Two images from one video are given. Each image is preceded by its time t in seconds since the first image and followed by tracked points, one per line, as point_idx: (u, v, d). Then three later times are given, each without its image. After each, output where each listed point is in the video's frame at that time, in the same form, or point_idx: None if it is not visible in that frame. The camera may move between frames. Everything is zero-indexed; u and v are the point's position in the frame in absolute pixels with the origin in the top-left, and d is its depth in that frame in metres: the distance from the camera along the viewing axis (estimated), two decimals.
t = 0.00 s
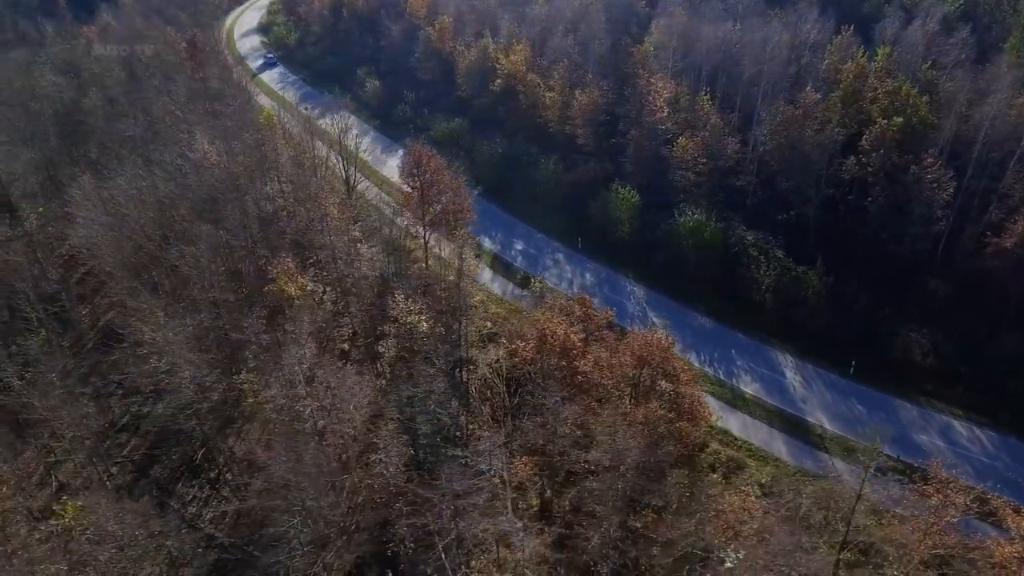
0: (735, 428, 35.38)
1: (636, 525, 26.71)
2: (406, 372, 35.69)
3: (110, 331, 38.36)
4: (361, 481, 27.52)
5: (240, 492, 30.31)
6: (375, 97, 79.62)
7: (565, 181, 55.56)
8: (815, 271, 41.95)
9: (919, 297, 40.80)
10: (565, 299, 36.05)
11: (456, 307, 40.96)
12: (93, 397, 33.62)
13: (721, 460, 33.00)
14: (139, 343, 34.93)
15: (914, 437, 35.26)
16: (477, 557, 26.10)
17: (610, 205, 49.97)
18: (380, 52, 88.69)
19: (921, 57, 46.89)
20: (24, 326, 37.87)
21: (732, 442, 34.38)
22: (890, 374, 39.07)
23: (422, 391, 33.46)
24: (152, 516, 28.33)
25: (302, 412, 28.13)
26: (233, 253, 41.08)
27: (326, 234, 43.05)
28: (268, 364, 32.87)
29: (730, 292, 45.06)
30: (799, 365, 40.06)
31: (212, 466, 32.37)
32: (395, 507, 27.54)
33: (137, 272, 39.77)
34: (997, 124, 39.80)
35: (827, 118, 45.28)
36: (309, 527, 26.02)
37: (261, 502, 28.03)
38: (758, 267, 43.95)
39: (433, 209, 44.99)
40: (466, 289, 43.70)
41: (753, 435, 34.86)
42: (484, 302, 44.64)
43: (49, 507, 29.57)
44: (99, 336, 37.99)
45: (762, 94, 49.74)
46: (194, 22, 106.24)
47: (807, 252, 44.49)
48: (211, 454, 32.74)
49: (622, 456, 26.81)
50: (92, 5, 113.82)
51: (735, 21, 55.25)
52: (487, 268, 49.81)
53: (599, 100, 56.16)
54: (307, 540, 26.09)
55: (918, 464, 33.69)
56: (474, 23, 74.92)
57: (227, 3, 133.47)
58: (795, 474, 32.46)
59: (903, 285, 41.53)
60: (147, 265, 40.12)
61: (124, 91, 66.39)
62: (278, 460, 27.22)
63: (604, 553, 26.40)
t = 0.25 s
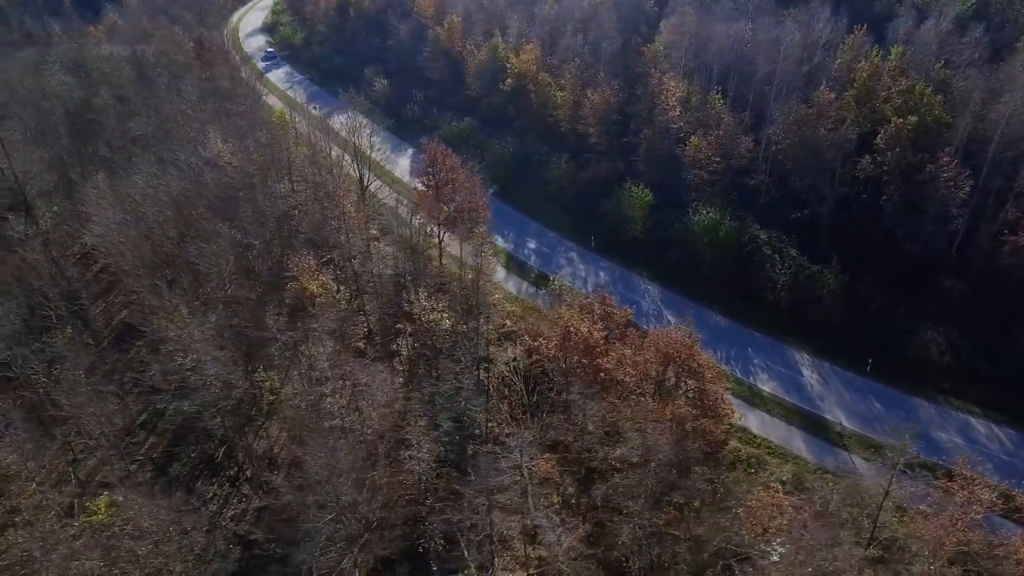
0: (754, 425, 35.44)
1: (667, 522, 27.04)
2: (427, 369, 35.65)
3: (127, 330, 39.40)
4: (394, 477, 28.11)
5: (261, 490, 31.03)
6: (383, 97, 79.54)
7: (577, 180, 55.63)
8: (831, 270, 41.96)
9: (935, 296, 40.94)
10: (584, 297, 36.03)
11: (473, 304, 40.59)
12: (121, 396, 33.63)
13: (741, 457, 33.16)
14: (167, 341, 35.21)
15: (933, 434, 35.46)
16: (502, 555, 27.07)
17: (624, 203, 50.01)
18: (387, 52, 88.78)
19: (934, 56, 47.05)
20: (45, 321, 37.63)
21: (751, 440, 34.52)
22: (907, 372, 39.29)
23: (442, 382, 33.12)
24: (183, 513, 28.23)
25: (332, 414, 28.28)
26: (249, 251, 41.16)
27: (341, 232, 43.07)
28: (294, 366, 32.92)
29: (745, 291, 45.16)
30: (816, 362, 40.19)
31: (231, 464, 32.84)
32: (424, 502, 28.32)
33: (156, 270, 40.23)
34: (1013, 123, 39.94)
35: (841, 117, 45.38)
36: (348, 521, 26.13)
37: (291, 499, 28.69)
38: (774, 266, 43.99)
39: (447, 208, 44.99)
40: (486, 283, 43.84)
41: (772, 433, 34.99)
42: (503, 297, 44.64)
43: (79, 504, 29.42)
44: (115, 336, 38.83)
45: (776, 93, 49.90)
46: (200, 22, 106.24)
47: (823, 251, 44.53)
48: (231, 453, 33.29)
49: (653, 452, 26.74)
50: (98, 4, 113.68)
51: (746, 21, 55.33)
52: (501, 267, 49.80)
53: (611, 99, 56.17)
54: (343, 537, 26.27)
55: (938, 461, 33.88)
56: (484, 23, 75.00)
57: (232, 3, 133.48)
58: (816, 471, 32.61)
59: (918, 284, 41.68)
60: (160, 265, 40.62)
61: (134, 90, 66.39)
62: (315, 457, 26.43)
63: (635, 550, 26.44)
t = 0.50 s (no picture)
0: (772, 423, 35.52)
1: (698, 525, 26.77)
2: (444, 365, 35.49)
3: (144, 329, 39.22)
4: (423, 473, 28.10)
5: (283, 488, 32.01)
6: (391, 96, 79.49)
7: (590, 179, 55.73)
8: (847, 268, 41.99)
9: (952, 292, 41.38)
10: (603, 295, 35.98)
11: (490, 305, 40.86)
12: (148, 391, 32.90)
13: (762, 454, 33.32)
14: (185, 337, 33.82)
15: (951, 432, 35.75)
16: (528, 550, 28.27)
17: (637, 202, 49.94)
18: (394, 51, 88.81)
19: (947, 55, 47.18)
20: (62, 317, 36.90)
21: (771, 437, 34.63)
22: (924, 369, 39.60)
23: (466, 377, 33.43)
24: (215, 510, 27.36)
25: (361, 409, 27.97)
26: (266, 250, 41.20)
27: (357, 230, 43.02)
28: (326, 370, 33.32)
29: (760, 289, 45.36)
30: (833, 360, 40.31)
31: (247, 463, 33.55)
32: (464, 496, 29.06)
33: (173, 266, 39.70)
34: None
35: (856, 115, 45.45)
36: (386, 517, 26.07)
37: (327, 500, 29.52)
38: (789, 263, 43.97)
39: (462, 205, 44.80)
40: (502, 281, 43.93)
41: (791, 431, 35.09)
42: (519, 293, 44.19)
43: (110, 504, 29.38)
44: (131, 332, 38.65)
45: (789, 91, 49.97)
46: (206, 22, 106.12)
47: (838, 249, 44.88)
48: (247, 451, 34.04)
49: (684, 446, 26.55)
50: (103, 4, 113.55)
51: (758, 20, 55.36)
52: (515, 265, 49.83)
53: (625, 97, 56.13)
54: (379, 535, 26.67)
55: (956, 458, 34.21)
56: (492, 23, 75.08)
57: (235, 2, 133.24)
58: (836, 468, 32.90)
59: (935, 280, 42.12)
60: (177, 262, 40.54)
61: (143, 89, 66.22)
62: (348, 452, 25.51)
63: (665, 546, 26.31)
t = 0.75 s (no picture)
0: (791, 421, 35.74)
1: (733, 520, 27.22)
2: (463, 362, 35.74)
3: (157, 328, 39.18)
4: (449, 470, 28.10)
5: (303, 485, 31.90)
6: (399, 95, 79.46)
7: (601, 177, 55.70)
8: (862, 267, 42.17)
9: (967, 290, 41.62)
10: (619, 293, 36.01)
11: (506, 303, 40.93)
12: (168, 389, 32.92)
13: (785, 450, 33.19)
14: (205, 336, 34.17)
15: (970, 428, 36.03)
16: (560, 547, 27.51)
17: (649, 200, 49.81)
18: (401, 51, 88.85)
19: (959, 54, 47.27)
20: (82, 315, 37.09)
21: (790, 434, 34.89)
22: (940, 366, 40.03)
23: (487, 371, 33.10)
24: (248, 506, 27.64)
25: (385, 407, 28.11)
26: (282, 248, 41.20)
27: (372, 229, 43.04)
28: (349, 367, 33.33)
29: (773, 288, 45.57)
30: (849, 359, 40.60)
31: (267, 461, 33.02)
32: (498, 491, 28.56)
33: (188, 266, 39.66)
34: None
35: (870, 114, 45.51)
36: (417, 512, 26.30)
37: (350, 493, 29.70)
38: (804, 262, 44.15)
39: (476, 204, 44.89)
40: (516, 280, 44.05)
41: (809, 428, 35.35)
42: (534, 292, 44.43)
43: (136, 500, 29.21)
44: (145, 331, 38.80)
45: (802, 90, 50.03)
46: (212, 21, 106.04)
47: (851, 247, 44.93)
48: (267, 449, 33.52)
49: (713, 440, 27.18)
50: (109, 4, 113.62)
51: (769, 19, 55.39)
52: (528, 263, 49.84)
53: (636, 96, 56.15)
54: (408, 531, 26.43)
55: (975, 454, 34.52)
56: (500, 22, 75.11)
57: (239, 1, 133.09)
58: (855, 465, 33.27)
59: (949, 278, 42.30)
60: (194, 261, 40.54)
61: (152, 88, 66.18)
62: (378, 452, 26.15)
63: (698, 540, 26.18)
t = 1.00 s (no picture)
0: (807, 419, 36.02)
1: (758, 517, 27.06)
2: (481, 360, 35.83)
3: (174, 326, 39.14)
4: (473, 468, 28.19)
5: (323, 483, 32.21)
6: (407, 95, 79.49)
7: (612, 176, 55.76)
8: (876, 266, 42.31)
9: (980, 288, 41.63)
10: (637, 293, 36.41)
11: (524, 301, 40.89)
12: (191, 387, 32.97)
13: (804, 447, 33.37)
14: (227, 335, 34.33)
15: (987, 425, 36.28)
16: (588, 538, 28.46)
17: (661, 200, 50.07)
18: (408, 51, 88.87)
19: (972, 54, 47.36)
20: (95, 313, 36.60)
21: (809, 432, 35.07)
22: (955, 364, 40.13)
23: (507, 369, 33.24)
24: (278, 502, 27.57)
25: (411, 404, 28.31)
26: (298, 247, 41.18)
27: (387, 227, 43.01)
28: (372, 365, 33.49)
29: (786, 287, 45.85)
30: (864, 357, 40.87)
31: (286, 458, 32.92)
32: (525, 488, 27.95)
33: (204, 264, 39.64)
34: None
35: (883, 113, 45.60)
36: (449, 508, 26.20)
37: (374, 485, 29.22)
38: (818, 261, 44.28)
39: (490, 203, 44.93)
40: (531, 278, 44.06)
41: (827, 426, 35.59)
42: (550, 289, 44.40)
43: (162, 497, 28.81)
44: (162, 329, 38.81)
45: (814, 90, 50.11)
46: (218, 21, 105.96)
47: (865, 247, 44.99)
48: (286, 446, 33.42)
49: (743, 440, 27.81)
50: (115, 4, 113.69)
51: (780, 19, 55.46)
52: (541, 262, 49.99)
53: (647, 96, 56.19)
54: (440, 527, 26.22)
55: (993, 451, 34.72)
56: (508, 22, 75.16)
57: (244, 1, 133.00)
58: (875, 462, 33.42)
59: (963, 277, 42.30)
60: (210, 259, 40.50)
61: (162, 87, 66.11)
62: (410, 448, 26.55)
63: (727, 537, 26.16)
